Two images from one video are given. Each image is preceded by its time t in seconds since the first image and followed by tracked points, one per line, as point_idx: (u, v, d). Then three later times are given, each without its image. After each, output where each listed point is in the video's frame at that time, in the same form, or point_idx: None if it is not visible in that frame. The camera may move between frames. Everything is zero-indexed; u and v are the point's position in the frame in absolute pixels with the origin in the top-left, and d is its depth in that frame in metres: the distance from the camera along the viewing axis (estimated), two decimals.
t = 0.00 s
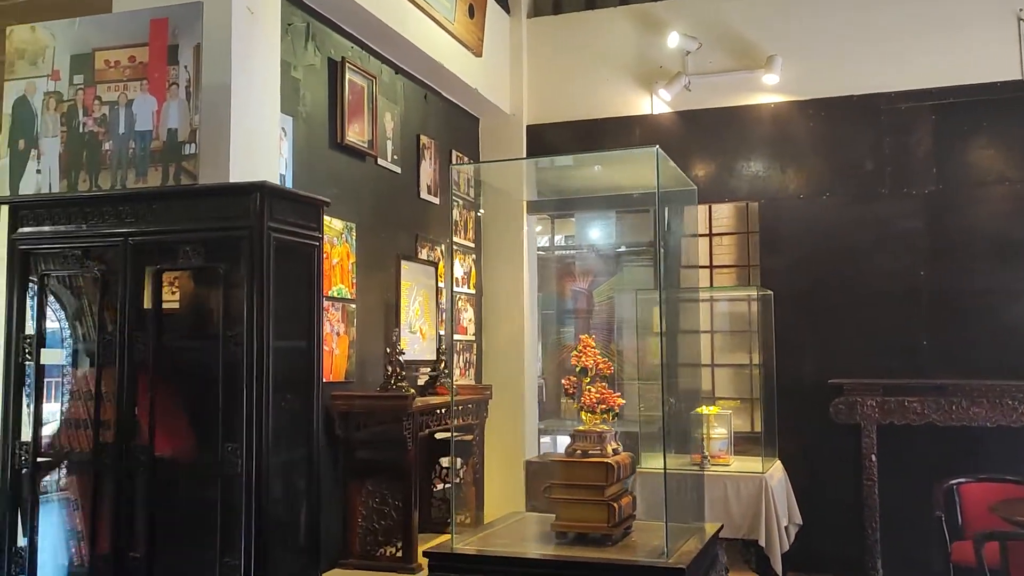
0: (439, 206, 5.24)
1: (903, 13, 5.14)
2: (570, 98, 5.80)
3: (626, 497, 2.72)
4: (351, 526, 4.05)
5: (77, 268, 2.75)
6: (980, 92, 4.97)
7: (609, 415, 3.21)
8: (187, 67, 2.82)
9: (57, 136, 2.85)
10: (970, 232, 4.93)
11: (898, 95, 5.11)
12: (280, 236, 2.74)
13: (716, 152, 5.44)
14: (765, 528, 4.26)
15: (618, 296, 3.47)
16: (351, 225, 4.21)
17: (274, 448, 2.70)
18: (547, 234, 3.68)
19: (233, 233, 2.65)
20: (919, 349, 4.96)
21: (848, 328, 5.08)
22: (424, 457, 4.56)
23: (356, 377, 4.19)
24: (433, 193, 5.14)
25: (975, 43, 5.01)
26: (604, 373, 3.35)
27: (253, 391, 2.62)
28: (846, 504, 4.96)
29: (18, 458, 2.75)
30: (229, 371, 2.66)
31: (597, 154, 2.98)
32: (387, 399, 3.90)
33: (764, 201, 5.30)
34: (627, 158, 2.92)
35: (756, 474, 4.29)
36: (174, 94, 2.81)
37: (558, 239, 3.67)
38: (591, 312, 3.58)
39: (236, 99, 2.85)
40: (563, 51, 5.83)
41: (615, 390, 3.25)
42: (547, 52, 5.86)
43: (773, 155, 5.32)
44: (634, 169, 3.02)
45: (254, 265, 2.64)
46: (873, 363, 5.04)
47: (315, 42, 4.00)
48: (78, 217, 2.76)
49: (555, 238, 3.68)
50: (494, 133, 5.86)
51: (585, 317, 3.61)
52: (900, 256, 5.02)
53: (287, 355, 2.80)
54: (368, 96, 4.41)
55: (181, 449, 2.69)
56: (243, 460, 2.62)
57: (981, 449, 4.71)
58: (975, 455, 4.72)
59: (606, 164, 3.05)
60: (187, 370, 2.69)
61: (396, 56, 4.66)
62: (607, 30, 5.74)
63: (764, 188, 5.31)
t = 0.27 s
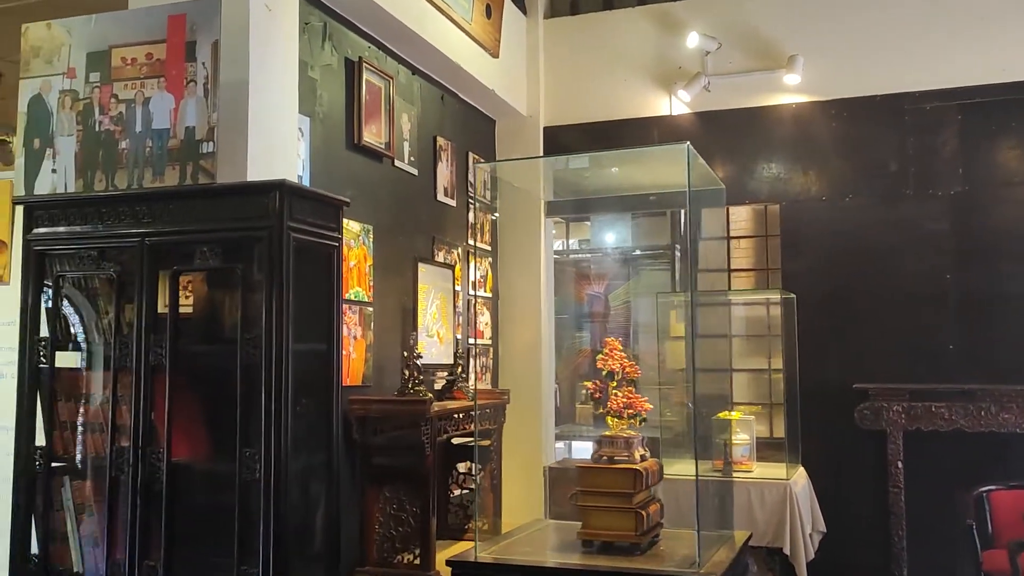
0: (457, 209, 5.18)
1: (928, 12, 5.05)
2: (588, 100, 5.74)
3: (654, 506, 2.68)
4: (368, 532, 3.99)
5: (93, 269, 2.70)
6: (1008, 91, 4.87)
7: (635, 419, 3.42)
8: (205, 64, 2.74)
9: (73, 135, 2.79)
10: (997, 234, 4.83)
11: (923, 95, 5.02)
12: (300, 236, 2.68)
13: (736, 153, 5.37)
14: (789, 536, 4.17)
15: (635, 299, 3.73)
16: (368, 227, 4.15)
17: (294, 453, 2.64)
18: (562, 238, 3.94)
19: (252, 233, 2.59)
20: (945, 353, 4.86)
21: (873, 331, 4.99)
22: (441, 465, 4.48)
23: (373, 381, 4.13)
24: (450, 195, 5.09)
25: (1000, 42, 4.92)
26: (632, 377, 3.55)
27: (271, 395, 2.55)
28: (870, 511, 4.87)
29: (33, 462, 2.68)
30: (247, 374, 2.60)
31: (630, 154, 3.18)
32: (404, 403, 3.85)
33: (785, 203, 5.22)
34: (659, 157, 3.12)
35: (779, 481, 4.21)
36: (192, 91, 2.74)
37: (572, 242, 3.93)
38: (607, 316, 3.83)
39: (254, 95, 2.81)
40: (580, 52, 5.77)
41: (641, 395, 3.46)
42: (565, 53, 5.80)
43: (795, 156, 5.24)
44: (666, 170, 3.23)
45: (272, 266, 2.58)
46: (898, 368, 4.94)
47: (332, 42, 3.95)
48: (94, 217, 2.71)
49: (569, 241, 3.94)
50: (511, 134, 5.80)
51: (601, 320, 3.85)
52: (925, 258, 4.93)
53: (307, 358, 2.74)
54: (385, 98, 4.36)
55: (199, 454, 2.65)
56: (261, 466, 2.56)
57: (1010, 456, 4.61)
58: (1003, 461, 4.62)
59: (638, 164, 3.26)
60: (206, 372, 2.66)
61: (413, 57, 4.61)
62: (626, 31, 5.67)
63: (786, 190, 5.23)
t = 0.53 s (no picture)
0: (466, 211, 5.10)
1: (947, 11, 4.95)
2: (599, 100, 5.65)
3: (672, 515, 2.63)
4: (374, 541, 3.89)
5: (93, 270, 2.62)
6: None
7: (653, 425, 3.33)
8: (209, 57, 2.71)
9: (73, 132, 2.75)
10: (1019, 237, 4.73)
11: (942, 95, 4.92)
12: (306, 235, 2.60)
13: (751, 155, 5.27)
14: (807, 546, 4.07)
15: (645, 304, 3.68)
16: (376, 229, 4.07)
17: (298, 460, 2.56)
18: (571, 242, 3.97)
19: (256, 233, 2.51)
20: (965, 359, 4.76)
21: (891, 337, 4.89)
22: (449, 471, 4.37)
23: (379, 386, 4.04)
24: (459, 196, 5.00)
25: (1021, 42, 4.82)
26: (649, 382, 3.54)
27: (275, 400, 2.47)
28: (889, 521, 4.77)
29: (30, 470, 2.60)
30: (251, 379, 2.51)
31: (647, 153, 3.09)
32: (412, 408, 3.75)
33: (800, 205, 5.12)
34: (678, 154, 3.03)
35: (796, 489, 4.11)
36: (195, 85, 2.71)
37: (581, 246, 3.93)
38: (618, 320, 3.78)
39: (260, 86, 2.67)
40: (592, 52, 5.69)
41: (659, 402, 3.38)
42: (576, 53, 5.72)
43: (811, 158, 5.14)
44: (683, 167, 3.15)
45: (276, 267, 2.49)
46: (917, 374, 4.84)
47: (339, 39, 3.87)
48: (95, 216, 2.64)
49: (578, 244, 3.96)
50: (521, 135, 5.72)
51: (610, 325, 3.81)
52: (944, 262, 4.82)
53: (313, 363, 2.66)
54: (393, 97, 4.28)
55: (199, 461, 2.55)
56: (265, 473, 2.47)
57: None
58: None
59: (653, 163, 3.17)
60: (206, 378, 2.56)
61: (423, 55, 4.52)
62: (638, 30, 5.59)
63: (801, 192, 5.13)
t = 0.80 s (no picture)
0: (465, 210, 5.01)
1: (957, 10, 4.86)
2: (601, 100, 5.56)
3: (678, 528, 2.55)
4: (368, 549, 3.78)
5: (77, 268, 2.53)
6: None
7: (657, 435, 3.23)
8: (198, 48, 2.65)
9: (58, 125, 2.76)
10: None
11: (952, 96, 4.83)
12: (298, 234, 2.50)
13: (756, 156, 5.18)
14: (813, 555, 3.97)
15: (646, 307, 3.68)
16: (373, 228, 3.97)
17: (289, 468, 2.46)
18: (570, 244, 3.93)
19: (245, 231, 2.42)
20: (974, 365, 4.66)
21: (897, 341, 4.79)
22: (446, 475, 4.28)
23: (375, 390, 3.94)
24: (459, 196, 4.91)
25: None
26: (654, 388, 3.48)
27: (265, 405, 2.37)
28: (895, 529, 4.68)
29: (9, 477, 2.54)
30: (239, 382, 2.42)
31: (654, 149, 2.97)
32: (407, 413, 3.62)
33: (806, 207, 5.03)
34: (686, 150, 2.92)
35: (802, 497, 4.01)
36: (183, 77, 2.65)
37: (581, 248, 3.91)
38: (619, 323, 3.76)
39: (252, 79, 2.59)
40: (594, 50, 5.59)
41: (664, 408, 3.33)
42: (578, 52, 5.63)
43: (817, 159, 5.05)
44: (692, 163, 3.04)
45: (267, 267, 2.40)
46: (924, 380, 4.74)
47: (336, 34, 3.77)
48: (79, 212, 2.55)
49: (578, 246, 3.93)
50: (522, 135, 5.63)
51: (611, 328, 3.79)
52: (952, 266, 4.73)
53: (305, 366, 2.57)
54: (391, 94, 4.18)
55: (183, 468, 2.46)
56: (252, 481, 2.37)
57: None
58: None
59: (659, 161, 3.06)
60: (193, 382, 2.46)
61: (421, 52, 4.43)
62: (642, 29, 5.49)
63: (807, 194, 5.04)
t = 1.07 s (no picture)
0: (457, 205, 4.92)
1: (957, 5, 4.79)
2: (596, 95, 5.47)
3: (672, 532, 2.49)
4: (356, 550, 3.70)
5: (50, 260, 2.43)
6: None
7: (655, 435, 2.98)
8: (178, 32, 2.60)
9: (31, 110, 2.69)
10: None
11: (951, 92, 4.76)
12: (282, 226, 2.42)
13: (752, 152, 5.10)
14: (808, 557, 3.90)
15: (640, 304, 3.72)
16: (362, 223, 3.88)
17: (271, 467, 2.37)
18: (565, 242, 3.90)
19: (226, 222, 2.33)
20: (972, 365, 4.60)
21: (895, 341, 4.73)
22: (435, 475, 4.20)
23: (364, 387, 3.85)
24: (450, 191, 4.82)
25: None
26: (650, 388, 3.43)
27: (246, 403, 2.29)
28: (891, 531, 4.61)
29: None
30: (219, 379, 2.33)
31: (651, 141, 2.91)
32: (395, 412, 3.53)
33: (803, 204, 4.95)
34: (685, 141, 2.86)
35: (797, 499, 3.94)
36: (162, 61, 2.59)
37: (574, 246, 3.91)
38: (612, 322, 3.81)
39: (237, 65, 2.51)
40: (589, 44, 5.51)
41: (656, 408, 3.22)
42: (573, 46, 5.55)
43: (815, 155, 4.97)
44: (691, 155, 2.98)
45: (249, 259, 2.32)
46: (922, 381, 4.67)
47: (325, 24, 3.68)
48: (53, 202, 2.46)
49: (571, 245, 3.91)
50: (515, 129, 5.54)
51: (604, 327, 3.85)
52: (951, 265, 4.66)
53: (288, 363, 2.48)
54: (382, 85, 4.09)
55: (161, 468, 2.38)
56: (233, 482, 2.28)
57: None
58: None
59: (658, 152, 2.96)
60: (173, 378, 2.38)
61: (413, 43, 4.34)
62: (638, 23, 5.41)
63: (804, 191, 4.96)
